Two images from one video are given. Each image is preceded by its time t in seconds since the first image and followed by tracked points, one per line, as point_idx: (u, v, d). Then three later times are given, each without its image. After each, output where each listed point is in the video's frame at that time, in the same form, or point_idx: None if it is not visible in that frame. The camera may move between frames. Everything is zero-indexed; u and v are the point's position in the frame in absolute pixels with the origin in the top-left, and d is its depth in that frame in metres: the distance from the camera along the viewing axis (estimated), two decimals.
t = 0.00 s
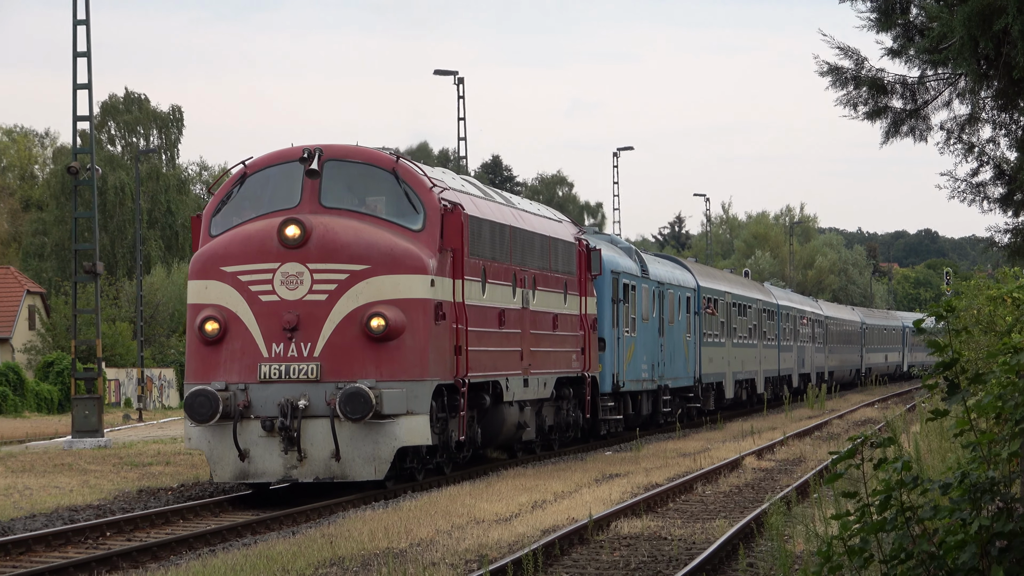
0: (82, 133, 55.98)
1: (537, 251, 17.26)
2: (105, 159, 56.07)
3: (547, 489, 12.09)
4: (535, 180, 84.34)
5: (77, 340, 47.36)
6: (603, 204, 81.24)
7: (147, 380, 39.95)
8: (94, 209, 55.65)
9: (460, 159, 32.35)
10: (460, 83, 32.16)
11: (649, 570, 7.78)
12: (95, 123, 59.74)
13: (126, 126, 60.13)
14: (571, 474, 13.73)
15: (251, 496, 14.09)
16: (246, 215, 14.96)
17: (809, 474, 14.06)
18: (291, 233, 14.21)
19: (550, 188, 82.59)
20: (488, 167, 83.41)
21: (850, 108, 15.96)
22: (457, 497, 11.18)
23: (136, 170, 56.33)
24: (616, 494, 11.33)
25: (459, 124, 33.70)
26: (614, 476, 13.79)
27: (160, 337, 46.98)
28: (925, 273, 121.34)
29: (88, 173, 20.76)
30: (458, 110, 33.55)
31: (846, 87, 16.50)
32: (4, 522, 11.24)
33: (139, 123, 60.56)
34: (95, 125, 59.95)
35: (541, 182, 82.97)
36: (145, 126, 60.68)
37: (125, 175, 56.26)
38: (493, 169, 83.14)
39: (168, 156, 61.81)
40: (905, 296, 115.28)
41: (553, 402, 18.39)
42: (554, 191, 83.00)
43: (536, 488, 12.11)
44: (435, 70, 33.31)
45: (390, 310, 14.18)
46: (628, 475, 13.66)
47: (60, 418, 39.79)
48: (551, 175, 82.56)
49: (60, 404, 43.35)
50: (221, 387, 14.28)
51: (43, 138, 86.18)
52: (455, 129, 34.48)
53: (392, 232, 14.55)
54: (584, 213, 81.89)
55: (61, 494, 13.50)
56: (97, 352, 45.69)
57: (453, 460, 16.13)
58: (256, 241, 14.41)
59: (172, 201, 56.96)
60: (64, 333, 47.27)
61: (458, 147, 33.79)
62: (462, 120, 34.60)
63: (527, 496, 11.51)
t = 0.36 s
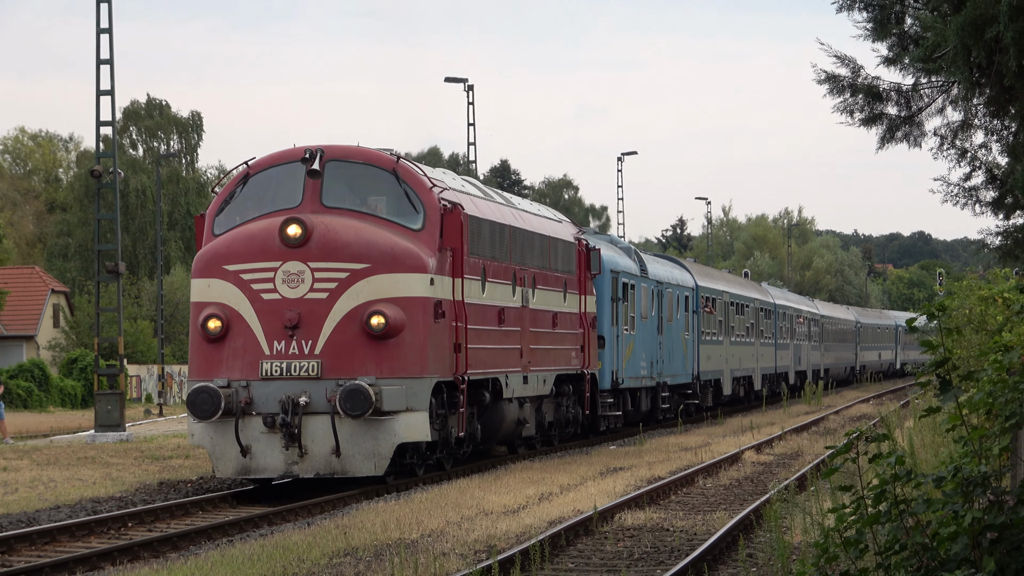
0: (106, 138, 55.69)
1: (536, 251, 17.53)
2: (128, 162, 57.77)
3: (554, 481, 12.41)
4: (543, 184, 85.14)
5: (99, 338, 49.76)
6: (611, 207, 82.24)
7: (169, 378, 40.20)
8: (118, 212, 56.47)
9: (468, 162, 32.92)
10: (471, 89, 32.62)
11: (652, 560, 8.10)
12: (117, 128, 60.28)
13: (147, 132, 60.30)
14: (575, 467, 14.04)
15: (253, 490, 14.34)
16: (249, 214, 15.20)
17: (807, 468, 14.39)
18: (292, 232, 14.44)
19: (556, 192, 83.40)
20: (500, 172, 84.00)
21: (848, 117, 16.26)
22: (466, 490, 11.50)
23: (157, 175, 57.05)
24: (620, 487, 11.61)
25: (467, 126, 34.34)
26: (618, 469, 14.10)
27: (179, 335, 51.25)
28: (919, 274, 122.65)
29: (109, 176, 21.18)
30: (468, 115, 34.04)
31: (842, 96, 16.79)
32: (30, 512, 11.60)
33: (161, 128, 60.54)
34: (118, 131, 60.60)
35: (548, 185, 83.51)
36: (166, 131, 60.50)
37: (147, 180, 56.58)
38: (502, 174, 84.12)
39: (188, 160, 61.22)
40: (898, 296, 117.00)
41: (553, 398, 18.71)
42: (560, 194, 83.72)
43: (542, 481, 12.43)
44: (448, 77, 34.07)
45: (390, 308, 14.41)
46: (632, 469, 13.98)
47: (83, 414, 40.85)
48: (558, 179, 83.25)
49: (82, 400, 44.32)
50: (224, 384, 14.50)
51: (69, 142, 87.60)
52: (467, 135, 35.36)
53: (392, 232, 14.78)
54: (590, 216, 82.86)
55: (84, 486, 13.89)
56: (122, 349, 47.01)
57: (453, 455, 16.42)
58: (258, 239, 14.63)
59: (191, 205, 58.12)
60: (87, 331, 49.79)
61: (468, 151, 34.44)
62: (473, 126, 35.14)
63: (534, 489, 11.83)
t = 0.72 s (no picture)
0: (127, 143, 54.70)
1: (536, 250, 17.83)
2: (150, 167, 59.29)
3: (560, 474, 12.75)
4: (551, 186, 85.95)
5: (121, 336, 50.51)
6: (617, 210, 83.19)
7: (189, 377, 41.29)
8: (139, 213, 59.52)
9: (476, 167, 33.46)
10: (479, 96, 33.10)
11: (654, 550, 8.41)
12: (140, 133, 63.38)
13: (169, 136, 63.47)
14: (580, 460, 14.37)
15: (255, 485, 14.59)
16: (251, 214, 15.46)
17: (806, 461, 14.75)
18: (293, 231, 14.67)
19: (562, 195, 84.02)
20: (506, 174, 85.40)
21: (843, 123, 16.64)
22: (476, 483, 11.86)
23: (178, 177, 58.86)
24: (623, 479, 11.93)
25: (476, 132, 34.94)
26: (621, 462, 14.44)
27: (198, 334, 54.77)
28: (913, 274, 123.80)
29: (132, 180, 21.59)
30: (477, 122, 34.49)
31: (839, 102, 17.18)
32: (56, 504, 12.07)
33: (181, 133, 63.70)
34: (141, 135, 63.68)
35: (555, 189, 84.12)
36: (187, 137, 63.66)
37: (167, 182, 57.90)
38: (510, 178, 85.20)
39: (207, 164, 64.38)
40: (893, 296, 118.32)
41: (552, 395, 19.02)
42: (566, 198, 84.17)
43: (549, 473, 12.77)
44: (457, 84, 34.70)
45: (389, 306, 14.64)
46: (635, 462, 14.31)
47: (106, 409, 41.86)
48: (563, 182, 83.97)
49: (107, 394, 45.99)
50: (226, 381, 14.74)
51: (92, 148, 91.45)
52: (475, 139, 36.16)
53: (393, 231, 15.04)
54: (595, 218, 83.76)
55: (100, 479, 14.28)
56: (144, 346, 48.37)
57: (453, 451, 16.71)
58: (259, 239, 14.87)
59: (205, 207, 58.93)
60: (110, 329, 50.69)
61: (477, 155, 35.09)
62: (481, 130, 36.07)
63: (540, 481, 12.17)
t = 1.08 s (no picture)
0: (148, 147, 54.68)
1: (535, 248, 18.13)
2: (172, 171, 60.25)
3: (568, 465, 13.10)
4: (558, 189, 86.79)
5: (145, 332, 50.59)
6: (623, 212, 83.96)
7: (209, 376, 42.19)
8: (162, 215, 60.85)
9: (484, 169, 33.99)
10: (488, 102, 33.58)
11: (657, 539, 8.72)
12: (162, 138, 64.31)
13: (189, 142, 64.44)
14: (586, 453, 14.72)
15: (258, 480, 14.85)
16: (253, 213, 15.74)
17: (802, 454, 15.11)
18: (294, 230, 14.91)
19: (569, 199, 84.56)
20: (515, 178, 86.35)
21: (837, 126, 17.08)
22: (488, 474, 12.23)
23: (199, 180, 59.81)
24: (626, 471, 12.26)
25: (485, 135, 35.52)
26: (626, 454, 14.79)
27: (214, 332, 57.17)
28: (908, 274, 124.92)
29: (155, 182, 21.95)
30: (485, 125, 34.99)
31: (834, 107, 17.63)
32: (81, 494, 12.42)
33: (202, 138, 64.69)
34: (161, 140, 64.59)
35: (562, 192, 84.71)
36: (207, 141, 64.69)
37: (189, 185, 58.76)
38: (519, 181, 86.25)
39: (226, 168, 65.09)
40: (888, 294, 119.51)
41: (552, 390, 19.33)
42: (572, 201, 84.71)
43: (557, 466, 13.13)
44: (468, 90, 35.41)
45: (388, 304, 14.87)
46: (639, 454, 14.65)
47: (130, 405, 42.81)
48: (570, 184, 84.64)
49: (129, 390, 48.25)
50: (227, 377, 14.99)
51: (116, 152, 94.43)
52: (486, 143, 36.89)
53: (392, 229, 15.29)
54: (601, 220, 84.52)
55: (114, 472, 14.61)
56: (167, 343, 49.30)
57: (454, 446, 17.01)
58: (261, 237, 15.11)
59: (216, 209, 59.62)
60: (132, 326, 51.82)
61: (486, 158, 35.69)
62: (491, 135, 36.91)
63: (546, 472, 12.51)
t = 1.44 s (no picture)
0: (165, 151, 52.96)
1: (535, 246, 18.42)
2: (193, 175, 61.42)
3: (576, 458, 13.42)
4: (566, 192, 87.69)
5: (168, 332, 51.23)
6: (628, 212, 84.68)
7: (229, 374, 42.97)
8: (181, 218, 61.36)
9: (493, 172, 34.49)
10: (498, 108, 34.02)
11: (661, 529, 9.02)
12: (184, 143, 65.53)
13: (211, 148, 65.49)
14: (593, 445, 15.03)
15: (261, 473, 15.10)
16: (255, 212, 16.02)
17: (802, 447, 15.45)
18: (295, 229, 15.13)
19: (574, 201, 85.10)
20: (523, 181, 87.00)
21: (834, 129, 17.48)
22: (500, 466, 12.55)
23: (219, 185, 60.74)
24: (634, 463, 12.61)
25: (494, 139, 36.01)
26: (631, 447, 15.11)
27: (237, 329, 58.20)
28: (903, 272, 125.89)
29: (177, 184, 22.10)
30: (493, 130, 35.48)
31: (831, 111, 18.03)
32: (103, 486, 12.75)
33: (222, 143, 65.71)
34: (183, 145, 65.84)
35: (569, 196, 85.35)
36: (227, 146, 65.63)
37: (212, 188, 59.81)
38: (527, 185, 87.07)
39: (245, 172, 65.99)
40: (885, 292, 120.55)
41: (552, 386, 19.64)
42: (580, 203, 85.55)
43: (566, 458, 13.45)
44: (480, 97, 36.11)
45: (388, 301, 15.10)
46: (643, 446, 14.98)
47: (150, 400, 43.55)
48: (575, 187, 85.42)
49: (152, 386, 48.42)
50: (229, 373, 15.24)
51: (140, 157, 95.18)
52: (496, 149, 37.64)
53: (392, 228, 15.55)
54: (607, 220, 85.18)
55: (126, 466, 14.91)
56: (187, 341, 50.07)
57: (455, 441, 17.30)
58: (262, 235, 15.34)
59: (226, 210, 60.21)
60: (155, 324, 52.57)
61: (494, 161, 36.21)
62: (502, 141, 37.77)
63: (555, 465, 12.84)
